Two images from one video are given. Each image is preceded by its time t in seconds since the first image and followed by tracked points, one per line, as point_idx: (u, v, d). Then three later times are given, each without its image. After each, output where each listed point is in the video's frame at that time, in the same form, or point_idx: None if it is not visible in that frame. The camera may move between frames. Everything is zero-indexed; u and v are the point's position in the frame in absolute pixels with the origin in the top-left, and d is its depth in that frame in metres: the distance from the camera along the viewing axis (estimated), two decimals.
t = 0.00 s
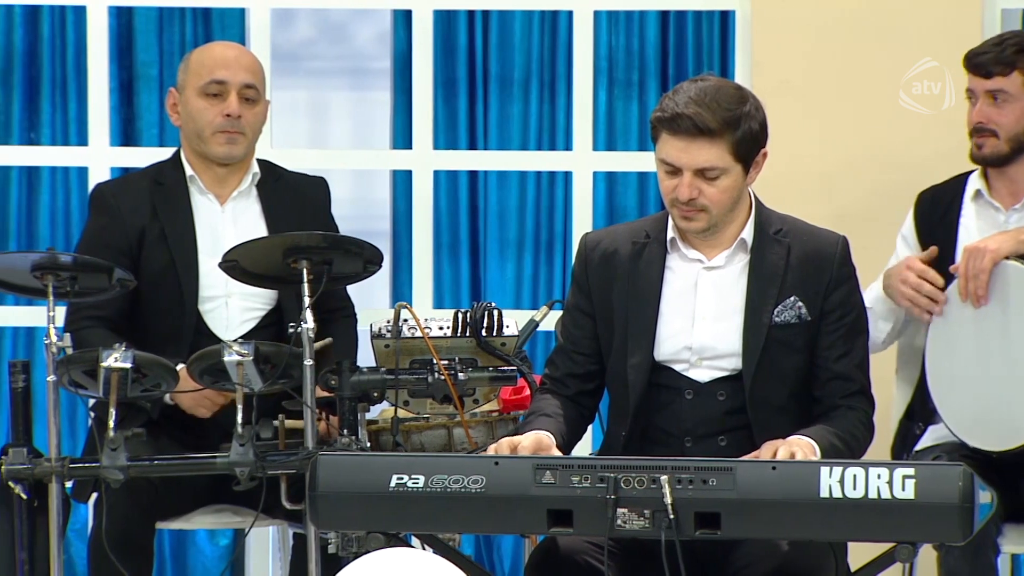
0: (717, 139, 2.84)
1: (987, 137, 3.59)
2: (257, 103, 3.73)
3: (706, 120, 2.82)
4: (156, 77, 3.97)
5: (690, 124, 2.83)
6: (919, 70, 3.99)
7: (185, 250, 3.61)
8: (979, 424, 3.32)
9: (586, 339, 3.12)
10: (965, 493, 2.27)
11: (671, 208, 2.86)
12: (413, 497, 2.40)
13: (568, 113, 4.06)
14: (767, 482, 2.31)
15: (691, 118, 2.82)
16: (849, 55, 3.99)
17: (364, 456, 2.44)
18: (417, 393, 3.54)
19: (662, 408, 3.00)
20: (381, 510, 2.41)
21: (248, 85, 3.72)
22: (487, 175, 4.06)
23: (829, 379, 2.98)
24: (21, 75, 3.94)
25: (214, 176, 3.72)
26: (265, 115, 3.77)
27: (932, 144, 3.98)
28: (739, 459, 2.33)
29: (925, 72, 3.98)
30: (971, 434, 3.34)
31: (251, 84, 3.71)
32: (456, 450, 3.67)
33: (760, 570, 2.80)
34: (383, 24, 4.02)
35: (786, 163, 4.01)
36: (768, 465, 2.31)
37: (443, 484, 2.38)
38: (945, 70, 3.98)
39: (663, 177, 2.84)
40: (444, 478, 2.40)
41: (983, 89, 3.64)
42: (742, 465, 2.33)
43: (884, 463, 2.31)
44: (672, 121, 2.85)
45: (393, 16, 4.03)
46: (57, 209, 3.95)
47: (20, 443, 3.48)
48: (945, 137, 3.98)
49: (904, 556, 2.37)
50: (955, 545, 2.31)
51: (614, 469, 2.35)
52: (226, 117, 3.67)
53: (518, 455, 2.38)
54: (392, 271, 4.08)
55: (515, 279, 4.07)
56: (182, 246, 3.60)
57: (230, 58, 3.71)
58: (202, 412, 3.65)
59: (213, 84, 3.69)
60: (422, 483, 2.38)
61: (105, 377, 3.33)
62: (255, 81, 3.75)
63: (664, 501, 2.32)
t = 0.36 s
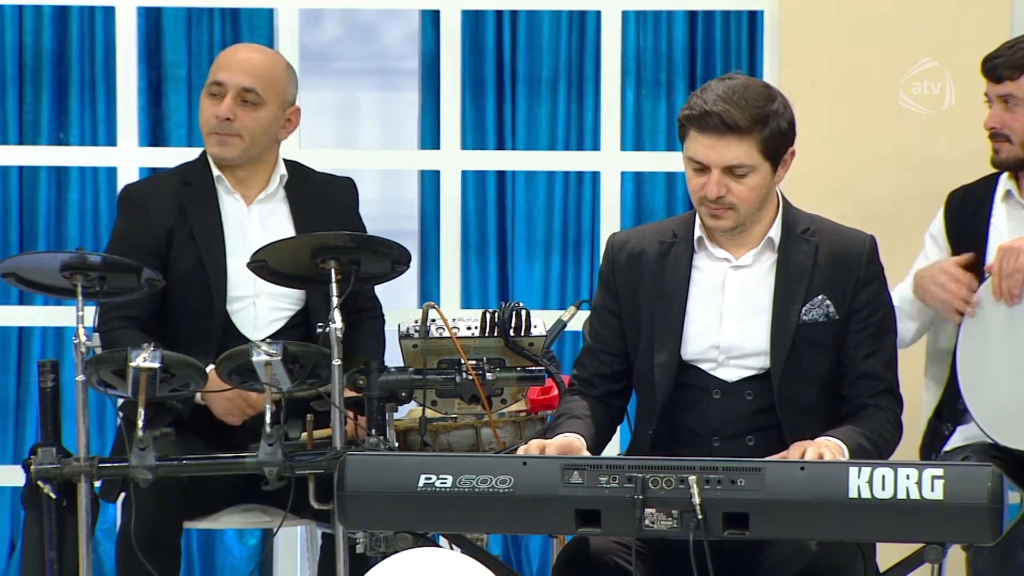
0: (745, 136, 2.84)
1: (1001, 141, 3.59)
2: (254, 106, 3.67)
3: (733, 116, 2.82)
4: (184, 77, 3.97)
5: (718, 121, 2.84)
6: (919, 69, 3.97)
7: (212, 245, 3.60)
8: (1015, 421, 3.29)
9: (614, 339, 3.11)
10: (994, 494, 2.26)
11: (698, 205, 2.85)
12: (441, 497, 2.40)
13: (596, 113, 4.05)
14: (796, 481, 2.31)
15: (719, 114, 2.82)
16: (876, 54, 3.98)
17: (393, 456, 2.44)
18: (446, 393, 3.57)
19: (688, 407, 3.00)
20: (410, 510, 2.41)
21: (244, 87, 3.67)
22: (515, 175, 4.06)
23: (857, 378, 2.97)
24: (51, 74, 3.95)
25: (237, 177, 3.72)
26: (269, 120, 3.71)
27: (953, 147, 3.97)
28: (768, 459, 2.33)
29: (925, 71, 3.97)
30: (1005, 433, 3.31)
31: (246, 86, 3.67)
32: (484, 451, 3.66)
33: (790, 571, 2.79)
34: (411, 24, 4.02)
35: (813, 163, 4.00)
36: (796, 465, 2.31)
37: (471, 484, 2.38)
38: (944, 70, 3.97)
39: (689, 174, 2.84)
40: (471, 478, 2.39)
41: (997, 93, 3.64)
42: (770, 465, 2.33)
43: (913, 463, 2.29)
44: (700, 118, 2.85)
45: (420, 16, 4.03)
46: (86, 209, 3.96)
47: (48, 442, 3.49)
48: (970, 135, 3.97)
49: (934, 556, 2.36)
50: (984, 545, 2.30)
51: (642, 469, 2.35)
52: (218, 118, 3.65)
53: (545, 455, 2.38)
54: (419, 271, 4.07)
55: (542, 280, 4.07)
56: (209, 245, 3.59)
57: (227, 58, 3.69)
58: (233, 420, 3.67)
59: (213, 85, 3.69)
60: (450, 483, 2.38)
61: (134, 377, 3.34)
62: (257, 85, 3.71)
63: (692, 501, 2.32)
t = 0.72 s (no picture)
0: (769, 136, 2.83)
1: None
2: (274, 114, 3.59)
3: (757, 116, 2.81)
4: (210, 78, 3.97)
5: (742, 121, 2.82)
6: (918, 69, 3.97)
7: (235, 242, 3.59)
8: None
9: (639, 340, 3.11)
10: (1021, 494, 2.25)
11: (723, 205, 2.85)
12: (466, 497, 2.40)
13: (621, 112, 4.04)
14: (822, 482, 2.31)
15: (743, 114, 2.81)
16: (900, 54, 3.97)
17: (419, 456, 2.43)
18: (472, 393, 3.56)
19: (712, 408, 2.99)
20: (436, 509, 2.41)
21: (262, 96, 3.57)
22: (541, 175, 4.06)
23: (882, 378, 2.96)
24: (77, 74, 3.95)
25: (261, 182, 3.71)
26: (289, 127, 3.61)
27: (965, 146, 3.97)
28: (794, 459, 2.32)
29: (924, 71, 3.97)
30: None
31: (264, 96, 3.57)
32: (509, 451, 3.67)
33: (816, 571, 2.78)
34: (437, 25, 4.02)
35: (837, 163, 3.99)
36: (823, 465, 2.31)
37: (497, 484, 2.38)
38: (944, 70, 3.97)
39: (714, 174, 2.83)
40: (497, 478, 2.39)
41: None
42: (796, 465, 2.32)
43: (940, 464, 2.29)
44: (724, 118, 2.84)
45: (446, 16, 4.03)
46: (113, 208, 3.97)
47: (75, 442, 3.50)
48: (992, 135, 3.96)
49: (961, 556, 2.36)
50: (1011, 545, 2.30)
51: (668, 469, 2.34)
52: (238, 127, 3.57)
53: (571, 455, 2.39)
54: (444, 271, 4.08)
55: (568, 280, 4.07)
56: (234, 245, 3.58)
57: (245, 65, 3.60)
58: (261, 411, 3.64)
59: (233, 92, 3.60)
60: (475, 483, 2.38)
61: (160, 377, 3.34)
62: (276, 93, 3.60)
63: (718, 501, 2.31)
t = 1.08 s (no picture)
0: (792, 133, 2.83)
1: None
2: (306, 116, 3.58)
3: (780, 113, 2.82)
4: (239, 78, 3.97)
5: (765, 118, 2.83)
6: (919, 69, 3.96)
7: (264, 243, 3.60)
8: None
9: (666, 342, 3.10)
10: None
11: (747, 204, 2.84)
12: (495, 497, 2.41)
13: (650, 112, 4.04)
14: (851, 483, 2.32)
15: (765, 111, 2.81)
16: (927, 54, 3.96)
17: (448, 456, 2.45)
18: (500, 393, 3.55)
19: (741, 410, 2.97)
20: (463, 508, 2.42)
21: (295, 97, 3.56)
22: (569, 175, 4.06)
23: (909, 374, 2.93)
24: (106, 75, 3.96)
25: (291, 182, 3.70)
26: (320, 129, 3.60)
27: (969, 143, 3.96)
28: (822, 459, 2.34)
29: (925, 71, 3.96)
30: None
31: (295, 97, 3.56)
32: (538, 450, 3.67)
33: (847, 572, 2.78)
34: (466, 25, 4.02)
35: (865, 165, 3.98)
36: (852, 466, 2.32)
37: (525, 484, 2.39)
38: (944, 70, 3.96)
39: (737, 173, 2.83)
40: (525, 478, 2.41)
41: None
42: (824, 466, 2.33)
43: (969, 465, 2.30)
44: (747, 117, 2.85)
45: (475, 16, 4.03)
46: (142, 209, 3.97)
47: (105, 441, 3.52)
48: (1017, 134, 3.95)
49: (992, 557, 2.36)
50: None
51: (696, 469, 2.35)
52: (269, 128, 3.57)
53: (600, 455, 2.40)
54: (473, 271, 4.08)
55: (596, 279, 4.07)
56: (264, 246, 3.60)
57: (276, 66, 3.59)
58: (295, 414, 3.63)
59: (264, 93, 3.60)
60: (504, 483, 2.40)
61: (189, 377, 3.35)
62: (307, 94, 3.60)
63: (747, 500, 2.32)
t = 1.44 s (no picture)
0: (796, 125, 2.84)
1: None
2: (342, 116, 3.62)
3: (781, 105, 2.83)
4: (273, 78, 3.98)
5: (768, 114, 2.85)
6: (919, 70, 3.96)
7: (298, 245, 3.62)
8: None
9: (695, 349, 3.11)
10: None
11: (763, 201, 2.86)
12: (528, 497, 2.41)
13: (683, 111, 4.04)
14: (885, 483, 2.31)
15: (766, 106, 2.84)
16: (957, 54, 3.96)
17: (481, 456, 2.44)
18: (533, 393, 3.55)
19: (774, 411, 2.97)
20: (497, 507, 2.41)
21: (330, 96, 3.60)
22: (602, 175, 4.06)
23: (940, 367, 2.92)
24: (140, 76, 3.97)
25: (326, 182, 3.73)
26: (356, 128, 3.65)
27: (978, 141, 3.97)
28: (856, 460, 2.32)
29: (924, 71, 3.96)
30: None
31: (332, 96, 3.60)
32: (571, 450, 3.68)
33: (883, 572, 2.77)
34: (499, 25, 4.02)
35: (897, 165, 3.98)
36: (885, 466, 2.31)
37: (558, 484, 2.39)
38: (944, 70, 3.97)
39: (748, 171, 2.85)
40: (558, 478, 2.41)
41: None
42: (858, 466, 2.32)
43: (1004, 465, 2.28)
44: (751, 115, 2.87)
45: (508, 16, 4.03)
46: (175, 209, 3.98)
47: (138, 441, 3.52)
48: None
49: None
50: None
51: (730, 469, 2.34)
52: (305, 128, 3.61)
53: (632, 455, 2.39)
54: (506, 271, 4.08)
55: (629, 280, 4.07)
56: (298, 247, 3.61)
57: (310, 65, 3.63)
58: (325, 407, 3.63)
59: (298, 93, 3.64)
60: (537, 483, 2.39)
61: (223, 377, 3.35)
62: (343, 93, 3.64)
63: (781, 500, 2.31)
